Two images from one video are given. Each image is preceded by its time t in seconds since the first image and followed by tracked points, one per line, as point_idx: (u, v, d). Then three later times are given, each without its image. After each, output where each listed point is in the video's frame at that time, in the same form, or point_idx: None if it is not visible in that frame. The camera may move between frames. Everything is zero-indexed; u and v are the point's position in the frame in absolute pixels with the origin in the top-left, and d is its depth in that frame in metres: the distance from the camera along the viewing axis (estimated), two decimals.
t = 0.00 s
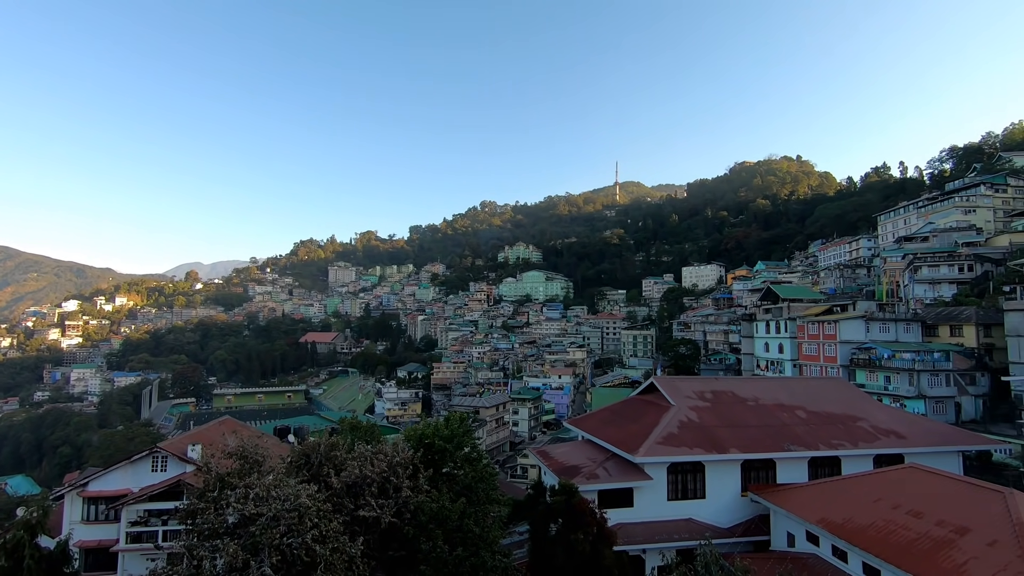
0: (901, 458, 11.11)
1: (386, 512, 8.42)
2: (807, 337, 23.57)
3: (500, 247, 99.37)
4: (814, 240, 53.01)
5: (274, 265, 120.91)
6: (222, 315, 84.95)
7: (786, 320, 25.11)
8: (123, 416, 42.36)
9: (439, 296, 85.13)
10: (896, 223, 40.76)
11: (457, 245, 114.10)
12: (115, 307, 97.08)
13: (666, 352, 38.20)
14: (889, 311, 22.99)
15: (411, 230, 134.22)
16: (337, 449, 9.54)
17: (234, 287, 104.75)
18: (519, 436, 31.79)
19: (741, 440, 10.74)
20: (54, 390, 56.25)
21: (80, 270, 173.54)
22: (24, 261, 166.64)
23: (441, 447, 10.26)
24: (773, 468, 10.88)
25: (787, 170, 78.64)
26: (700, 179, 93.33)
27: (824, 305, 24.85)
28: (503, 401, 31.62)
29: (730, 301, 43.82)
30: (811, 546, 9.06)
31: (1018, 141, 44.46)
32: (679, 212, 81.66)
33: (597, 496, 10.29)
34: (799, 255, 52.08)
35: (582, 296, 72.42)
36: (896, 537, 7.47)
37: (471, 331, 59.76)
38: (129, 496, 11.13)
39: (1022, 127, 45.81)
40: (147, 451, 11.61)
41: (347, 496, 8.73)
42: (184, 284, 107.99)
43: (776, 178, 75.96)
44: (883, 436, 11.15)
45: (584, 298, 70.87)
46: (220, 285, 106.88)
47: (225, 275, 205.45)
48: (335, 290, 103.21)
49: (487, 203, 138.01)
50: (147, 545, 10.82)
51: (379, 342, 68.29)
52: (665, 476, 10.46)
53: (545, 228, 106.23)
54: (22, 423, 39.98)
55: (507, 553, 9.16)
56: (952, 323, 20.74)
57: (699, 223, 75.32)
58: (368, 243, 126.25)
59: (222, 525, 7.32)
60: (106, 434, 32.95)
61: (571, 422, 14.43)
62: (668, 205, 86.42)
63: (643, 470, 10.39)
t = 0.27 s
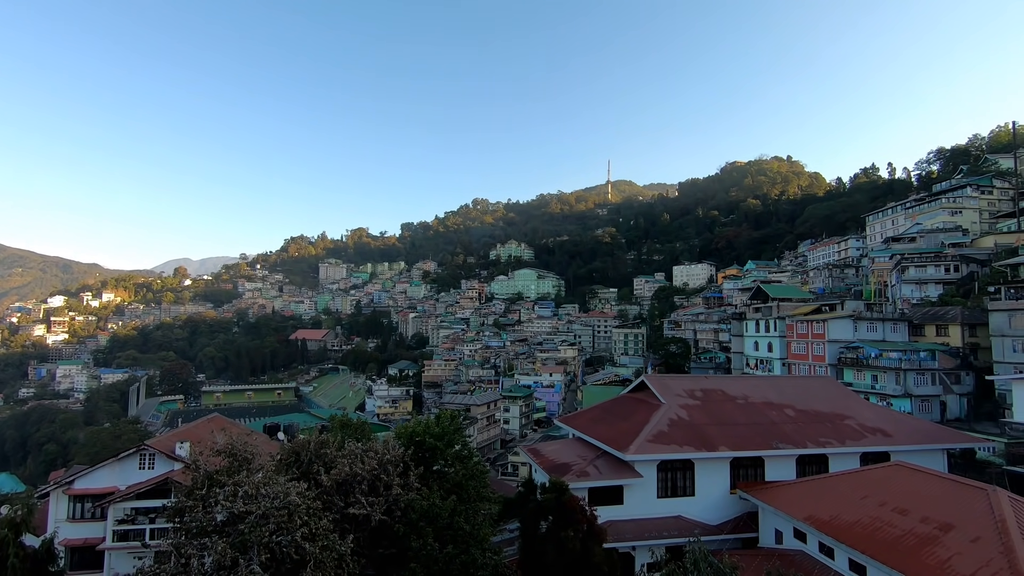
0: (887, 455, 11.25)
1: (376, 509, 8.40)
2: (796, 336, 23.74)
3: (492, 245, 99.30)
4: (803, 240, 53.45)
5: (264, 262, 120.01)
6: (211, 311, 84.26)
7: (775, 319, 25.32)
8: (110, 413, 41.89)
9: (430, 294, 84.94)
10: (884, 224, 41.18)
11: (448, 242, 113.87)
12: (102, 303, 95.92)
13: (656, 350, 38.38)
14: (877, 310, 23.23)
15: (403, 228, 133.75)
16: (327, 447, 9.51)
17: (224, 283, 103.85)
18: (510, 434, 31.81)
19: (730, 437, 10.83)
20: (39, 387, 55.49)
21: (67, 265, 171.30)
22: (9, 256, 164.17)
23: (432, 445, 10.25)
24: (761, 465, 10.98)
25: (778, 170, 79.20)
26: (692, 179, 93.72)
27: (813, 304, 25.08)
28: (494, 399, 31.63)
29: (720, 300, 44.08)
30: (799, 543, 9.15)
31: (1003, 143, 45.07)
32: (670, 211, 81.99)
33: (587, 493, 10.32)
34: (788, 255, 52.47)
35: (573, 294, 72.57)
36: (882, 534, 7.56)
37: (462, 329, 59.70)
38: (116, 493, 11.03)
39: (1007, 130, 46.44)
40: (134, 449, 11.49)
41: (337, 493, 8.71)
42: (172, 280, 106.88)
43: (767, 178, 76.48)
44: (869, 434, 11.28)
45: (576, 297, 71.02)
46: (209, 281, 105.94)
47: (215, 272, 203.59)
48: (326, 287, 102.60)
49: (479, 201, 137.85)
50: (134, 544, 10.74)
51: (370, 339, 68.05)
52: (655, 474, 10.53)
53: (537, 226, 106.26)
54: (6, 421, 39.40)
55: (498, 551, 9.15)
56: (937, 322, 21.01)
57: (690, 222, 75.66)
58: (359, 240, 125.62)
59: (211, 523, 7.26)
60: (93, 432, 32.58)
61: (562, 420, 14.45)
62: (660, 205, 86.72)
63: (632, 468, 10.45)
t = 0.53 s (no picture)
0: (881, 454, 11.32)
1: (372, 508, 8.41)
2: (791, 335, 23.84)
3: (488, 244, 99.28)
4: (798, 240, 53.66)
5: (259, 260, 119.61)
6: (206, 310, 83.87)
7: (770, 319, 25.41)
8: (104, 412, 41.65)
9: (426, 292, 84.79)
10: (878, 224, 41.39)
11: (444, 241, 113.73)
12: (96, 301, 95.33)
13: (652, 349, 38.45)
14: (871, 310, 23.35)
15: (399, 226, 133.56)
16: (322, 445, 9.51)
17: (219, 281, 103.44)
18: (506, 433, 31.80)
19: (725, 436, 10.87)
20: (32, 386, 55.11)
21: (60, 263, 170.27)
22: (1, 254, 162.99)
23: (427, 444, 10.25)
24: (756, 464, 11.02)
25: (773, 170, 79.46)
26: (688, 178, 93.91)
27: (808, 304, 25.19)
28: (490, 398, 31.62)
29: (716, 299, 44.19)
30: (793, 541, 9.20)
31: (997, 144, 45.37)
32: (666, 211, 82.16)
33: (583, 491, 10.35)
34: (784, 254, 52.65)
35: (569, 293, 72.62)
36: (875, 532, 7.61)
37: (458, 328, 59.66)
38: (109, 492, 10.98)
39: (1001, 131, 46.72)
40: (128, 447, 11.45)
41: (332, 492, 8.70)
42: (167, 278, 106.33)
43: (763, 178, 76.72)
44: (863, 433, 11.35)
45: (572, 296, 71.10)
46: (204, 279, 105.43)
47: (210, 269, 202.75)
48: (322, 285, 102.32)
49: (476, 199, 137.78)
50: (128, 543, 10.70)
51: (365, 338, 67.94)
52: (650, 472, 10.56)
53: (533, 225, 106.28)
54: None
55: (493, 549, 9.16)
56: (931, 322, 21.14)
57: (686, 222, 75.81)
58: (355, 238, 125.35)
59: (205, 522, 7.24)
60: (86, 430, 32.37)
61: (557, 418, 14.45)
62: (656, 204, 86.90)
63: (628, 466, 10.47)
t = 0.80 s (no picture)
0: (873, 453, 11.39)
1: (366, 508, 8.39)
2: (784, 335, 23.95)
3: (483, 244, 99.26)
4: (792, 240, 53.93)
5: (253, 259, 119.09)
6: (199, 309, 83.42)
7: (764, 318, 25.53)
8: (95, 412, 41.33)
9: (421, 292, 84.67)
10: (871, 224, 41.66)
11: (439, 240, 113.59)
12: (88, 300, 94.60)
13: (646, 349, 38.54)
14: (863, 310, 23.47)
15: (394, 226, 133.35)
16: (316, 445, 9.49)
17: (212, 281, 102.93)
18: (500, 432, 31.78)
19: (720, 435, 10.90)
20: (22, 386, 54.63)
21: (52, 262, 168.84)
22: None
23: (422, 444, 10.23)
24: (749, 463, 11.07)
25: (767, 170, 79.81)
26: (682, 178, 94.21)
27: (801, 304, 25.32)
28: (485, 398, 31.60)
29: (710, 299, 44.34)
30: (786, 540, 9.24)
31: (988, 146, 45.72)
32: (661, 211, 82.37)
33: (577, 491, 10.36)
34: (777, 254, 52.88)
35: (564, 293, 72.70)
36: (868, 531, 7.65)
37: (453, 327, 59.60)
38: (101, 493, 10.89)
39: (992, 132, 47.10)
40: (120, 447, 11.36)
41: (326, 492, 8.68)
42: (160, 277, 105.65)
43: (756, 178, 77.05)
44: (856, 432, 11.41)
45: (567, 295, 71.16)
46: (198, 278, 104.83)
47: (203, 269, 201.71)
48: (316, 285, 101.97)
49: (471, 199, 137.78)
50: (120, 544, 10.62)
51: (360, 338, 67.80)
52: (645, 472, 10.58)
53: (528, 224, 106.35)
54: None
55: (488, 549, 9.14)
56: (923, 322, 21.28)
57: (680, 222, 76.06)
58: (349, 237, 125.08)
59: (198, 523, 7.20)
60: (78, 430, 32.14)
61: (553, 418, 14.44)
62: (650, 204, 87.15)
63: (622, 466, 10.49)
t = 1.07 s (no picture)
0: (862, 452, 11.49)
1: (358, 509, 8.36)
2: (775, 335, 24.11)
3: (476, 244, 99.22)
4: (783, 241, 54.29)
5: (244, 259, 118.33)
6: (190, 309, 82.77)
7: (755, 319, 25.68)
8: (84, 413, 40.91)
9: (414, 292, 84.50)
10: (861, 225, 42.01)
11: (432, 240, 113.41)
12: (76, 300, 93.62)
13: (639, 349, 38.67)
14: (853, 310, 23.67)
15: (387, 226, 133.03)
16: (307, 446, 9.45)
17: (203, 280, 102.12)
18: (493, 433, 31.77)
19: (711, 435, 10.95)
20: (9, 387, 53.98)
21: (39, 262, 166.98)
22: None
23: (415, 444, 10.21)
24: (741, 463, 11.13)
25: (758, 171, 80.35)
26: (675, 179, 94.61)
27: (792, 304, 25.50)
28: (478, 398, 31.57)
29: (702, 299, 44.55)
30: (777, 538, 9.30)
31: (976, 148, 46.26)
32: (653, 211, 82.70)
33: (570, 491, 10.36)
34: (769, 255, 53.24)
35: (557, 293, 72.81)
36: (858, 529, 7.72)
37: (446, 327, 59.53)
38: (90, 495, 10.78)
39: (980, 135, 47.66)
40: (109, 448, 11.25)
41: (318, 493, 8.64)
42: (149, 277, 104.73)
43: (748, 179, 77.51)
44: (846, 432, 11.51)
45: (559, 296, 71.29)
46: (188, 278, 104.02)
47: (193, 268, 200.16)
48: (308, 285, 101.52)
49: (464, 199, 137.68)
50: (109, 546, 10.51)
51: (352, 338, 67.56)
52: (637, 472, 10.61)
53: (521, 224, 106.42)
54: None
55: (480, 550, 9.13)
56: (912, 322, 21.50)
57: (673, 222, 76.39)
58: (342, 237, 124.61)
59: (188, 524, 7.16)
60: (66, 431, 31.81)
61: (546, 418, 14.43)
62: (643, 204, 87.48)
63: (615, 466, 10.52)
